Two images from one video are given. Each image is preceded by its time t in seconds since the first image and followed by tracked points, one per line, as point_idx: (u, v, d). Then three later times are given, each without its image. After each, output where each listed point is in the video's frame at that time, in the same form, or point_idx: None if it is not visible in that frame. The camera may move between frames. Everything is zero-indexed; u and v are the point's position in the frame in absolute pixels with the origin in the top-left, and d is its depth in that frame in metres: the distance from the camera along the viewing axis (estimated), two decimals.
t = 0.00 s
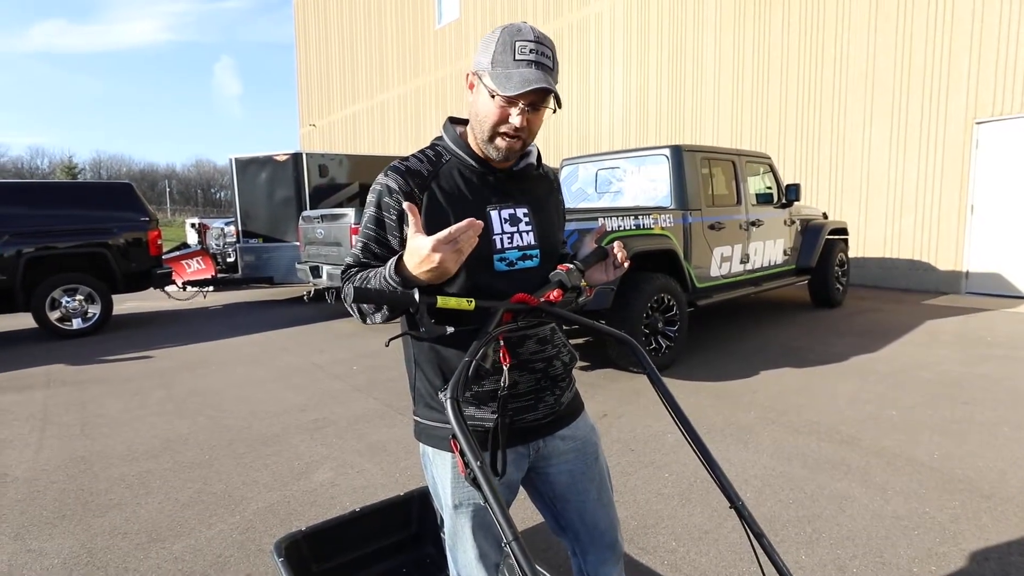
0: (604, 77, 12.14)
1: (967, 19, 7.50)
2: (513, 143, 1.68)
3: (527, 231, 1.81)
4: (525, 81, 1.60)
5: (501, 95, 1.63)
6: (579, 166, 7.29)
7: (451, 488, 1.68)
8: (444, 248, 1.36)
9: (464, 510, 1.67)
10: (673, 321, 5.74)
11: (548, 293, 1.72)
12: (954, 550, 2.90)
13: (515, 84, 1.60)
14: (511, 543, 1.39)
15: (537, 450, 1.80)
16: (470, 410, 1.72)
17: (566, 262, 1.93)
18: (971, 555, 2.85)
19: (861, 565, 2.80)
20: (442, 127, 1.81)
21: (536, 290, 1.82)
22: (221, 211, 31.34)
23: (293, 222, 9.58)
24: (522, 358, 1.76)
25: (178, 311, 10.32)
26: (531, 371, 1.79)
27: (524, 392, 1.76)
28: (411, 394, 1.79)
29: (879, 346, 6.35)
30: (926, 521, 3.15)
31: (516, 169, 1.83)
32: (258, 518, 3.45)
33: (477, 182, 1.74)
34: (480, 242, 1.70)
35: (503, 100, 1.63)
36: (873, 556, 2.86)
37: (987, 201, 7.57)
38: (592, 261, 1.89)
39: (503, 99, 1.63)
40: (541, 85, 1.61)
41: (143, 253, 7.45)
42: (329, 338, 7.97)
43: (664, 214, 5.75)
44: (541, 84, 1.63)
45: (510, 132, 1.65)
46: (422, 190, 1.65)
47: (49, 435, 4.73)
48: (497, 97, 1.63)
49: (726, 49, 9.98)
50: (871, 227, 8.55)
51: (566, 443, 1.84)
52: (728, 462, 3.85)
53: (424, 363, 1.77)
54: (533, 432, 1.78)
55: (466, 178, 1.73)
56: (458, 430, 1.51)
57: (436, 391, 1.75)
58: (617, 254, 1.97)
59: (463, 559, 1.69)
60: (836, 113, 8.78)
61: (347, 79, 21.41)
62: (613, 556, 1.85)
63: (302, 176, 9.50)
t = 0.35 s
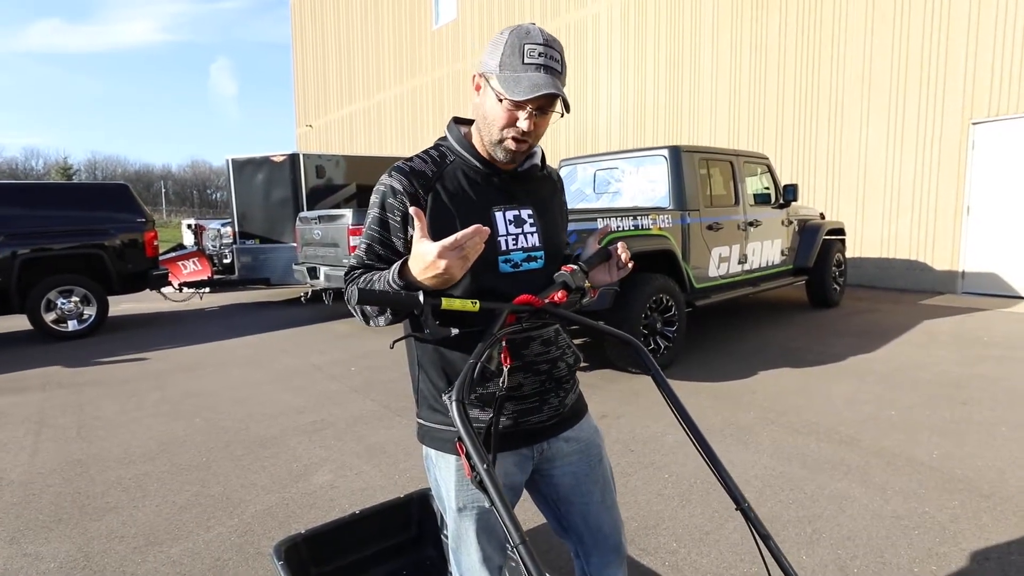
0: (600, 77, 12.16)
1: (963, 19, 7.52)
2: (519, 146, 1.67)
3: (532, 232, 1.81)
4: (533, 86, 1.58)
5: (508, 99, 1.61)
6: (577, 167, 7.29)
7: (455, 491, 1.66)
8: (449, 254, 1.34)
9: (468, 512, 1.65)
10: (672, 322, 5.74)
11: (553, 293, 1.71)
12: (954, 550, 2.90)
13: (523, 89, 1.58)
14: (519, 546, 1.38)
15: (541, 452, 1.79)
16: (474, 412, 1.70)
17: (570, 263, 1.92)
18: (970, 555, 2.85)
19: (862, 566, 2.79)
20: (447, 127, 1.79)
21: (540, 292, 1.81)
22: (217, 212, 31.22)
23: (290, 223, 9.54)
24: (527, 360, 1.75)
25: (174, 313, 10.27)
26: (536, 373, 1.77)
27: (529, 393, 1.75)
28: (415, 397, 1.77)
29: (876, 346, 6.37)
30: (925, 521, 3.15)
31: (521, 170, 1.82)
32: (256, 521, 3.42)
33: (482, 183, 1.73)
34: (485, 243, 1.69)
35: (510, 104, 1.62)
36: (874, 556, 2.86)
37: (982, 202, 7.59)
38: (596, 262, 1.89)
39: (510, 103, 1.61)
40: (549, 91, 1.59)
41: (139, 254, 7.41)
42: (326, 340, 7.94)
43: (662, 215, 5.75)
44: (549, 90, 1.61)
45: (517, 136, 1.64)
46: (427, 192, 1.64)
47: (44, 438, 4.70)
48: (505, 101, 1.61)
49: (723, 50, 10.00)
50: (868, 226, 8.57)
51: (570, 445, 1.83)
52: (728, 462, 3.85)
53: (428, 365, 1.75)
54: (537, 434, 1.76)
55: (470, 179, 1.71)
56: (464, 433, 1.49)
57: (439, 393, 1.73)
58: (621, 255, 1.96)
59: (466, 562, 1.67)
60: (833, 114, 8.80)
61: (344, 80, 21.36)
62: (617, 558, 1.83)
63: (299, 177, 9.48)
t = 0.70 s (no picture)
0: (574, 78, 12.21)
1: (926, 21, 7.72)
2: (507, 145, 1.64)
3: (522, 231, 1.79)
4: (521, 84, 1.56)
5: (496, 96, 1.58)
6: (554, 167, 7.29)
7: (447, 493, 1.64)
8: (443, 254, 1.31)
9: (459, 515, 1.63)
10: (650, 320, 5.78)
11: (545, 292, 1.69)
12: (929, 538, 2.97)
13: (511, 86, 1.56)
14: (519, 548, 1.36)
15: (533, 452, 1.78)
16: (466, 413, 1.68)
17: (560, 262, 1.90)
18: (945, 542, 2.92)
19: (843, 556, 2.84)
20: (435, 126, 1.76)
21: (531, 291, 1.79)
22: (184, 213, 30.53)
23: (262, 225, 9.35)
24: (518, 359, 1.73)
25: (142, 317, 10.00)
26: (527, 372, 1.76)
27: (521, 393, 1.74)
28: (404, 398, 1.74)
29: (848, 341, 6.51)
30: (901, 510, 3.22)
31: (511, 168, 1.80)
32: (235, 529, 3.34)
33: (472, 181, 1.71)
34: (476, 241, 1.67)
35: (498, 101, 1.59)
36: (854, 546, 2.91)
37: (946, 200, 7.82)
38: (585, 260, 1.86)
39: (499, 101, 1.59)
40: (538, 89, 1.57)
41: (106, 258, 7.16)
42: (301, 342, 7.81)
43: (640, 214, 5.79)
44: (538, 88, 1.59)
45: (505, 134, 1.62)
46: (416, 190, 1.61)
47: (7, 449, 4.52)
48: (493, 98, 1.59)
49: (696, 51, 10.12)
50: (837, 224, 8.76)
51: (561, 444, 1.81)
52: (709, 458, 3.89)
53: (417, 366, 1.72)
54: (529, 434, 1.75)
55: (460, 177, 1.69)
56: (461, 434, 1.47)
57: (430, 394, 1.70)
58: (610, 253, 1.95)
59: (458, 565, 1.65)
60: (803, 114, 8.98)
61: (315, 79, 21.08)
62: (608, 557, 1.83)
63: (271, 177, 9.30)
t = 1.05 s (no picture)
0: (557, 73, 12.22)
1: (902, 20, 7.88)
2: (502, 113, 1.63)
3: (525, 222, 1.77)
4: (493, 46, 1.59)
5: (475, 67, 1.61)
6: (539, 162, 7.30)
7: (448, 487, 1.63)
8: (433, 226, 1.25)
9: (460, 508, 1.63)
10: (635, 314, 5.82)
11: (548, 285, 1.67)
12: (911, 525, 3.04)
13: (484, 52, 1.59)
14: (531, 540, 1.38)
15: (533, 445, 1.78)
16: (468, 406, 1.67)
17: (560, 255, 1.88)
18: (926, 529, 3.00)
19: (829, 544, 2.90)
20: (437, 118, 1.75)
21: (534, 283, 1.77)
22: (158, 207, 29.90)
23: (241, 219, 9.18)
24: (520, 352, 1.73)
25: (117, 313, 9.79)
26: (529, 366, 1.75)
27: (523, 387, 1.74)
28: (404, 392, 1.72)
29: (827, 335, 6.63)
30: (883, 499, 3.30)
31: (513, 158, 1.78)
32: (222, 526, 3.29)
33: (475, 171, 1.68)
34: (481, 232, 1.64)
35: (480, 73, 1.62)
36: (839, 534, 2.98)
37: (920, 196, 7.97)
38: (585, 254, 1.83)
39: (480, 72, 1.62)
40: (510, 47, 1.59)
41: (79, 252, 7.00)
42: (283, 338, 7.72)
43: (624, 209, 5.83)
44: (511, 47, 1.61)
45: (496, 103, 1.62)
46: (422, 179, 1.58)
47: None
48: (473, 71, 1.62)
49: (677, 48, 10.19)
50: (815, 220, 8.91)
51: (561, 437, 1.82)
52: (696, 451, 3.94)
53: (418, 360, 1.70)
54: (530, 427, 1.75)
55: (464, 168, 1.66)
56: (470, 427, 1.47)
57: (430, 388, 1.68)
58: (609, 246, 1.94)
59: (457, 558, 1.64)
60: (783, 112, 9.11)
61: (293, 72, 20.78)
62: (604, 549, 1.86)
63: (250, 171, 9.15)
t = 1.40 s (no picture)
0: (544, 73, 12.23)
1: (882, 26, 8.04)
2: (500, 124, 1.64)
3: (524, 222, 1.78)
4: (491, 57, 1.58)
5: (473, 77, 1.61)
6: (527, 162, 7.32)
7: (449, 485, 1.62)
8: (384, 225, 1.29)
9: (461, 506, 1.62)
10: (622, 314, 5.86)
11: (548, 284, 1.69)
12: (894, 521, 3.11)
13: (482, 63, 1.58)
14: (538, 536, 1.42)
15: (533, 443, 1.80)
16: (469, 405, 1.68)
17: (559, 254, 1.89)
18: (908, 525, 3.07)
19: (814, 540, 2.96)
20: (437, 117, 1.75)
21: (533, 283, 1.78)
22: (137, 204, 29.43)
23: (224, 217, 9.10)
24: (520, 350, 1.74)
25: (97, 311, 9.64)
26: (529, 364, 1.77)
27: (523, 385, 1.75)
28: (404, 391, 1.71)
29: (809, 336, 6.74)
30: (867, 496, 3.37)
31: (512, 159, 1.79)
32: (209, 527, 3.25)
33: (475, 172, 1.69)
34: (481, 231, 1.65)
35: (478, 82, 1.61)
36: (825, 531, 3.04)
37: (899, 199, 8.13)
38: (584, 253, 1.85)
39: (478, 81, 1.61)
40: (508, 58, 1.58)
41: (57, 249, 6.88)
42: (267, 337, 7.65)
43: (612, 210, 5.87)
44: (510, 56, 1.59)
45: (494, 112, 1.62)
46: (422, 180, 1.59)
47: None
48: (471, 80, 1.61)
49: (664, 50, 10.26)
50: (798, 222, 9.05)
51: (559, 435, 1.85)
52: (684, 450, 4.00)
53: (419, 359, 1.69)
54: (530, 425, 1.78)
55: (464, 168, 1.67)
56: (477, 425, 1.48)
57: (431, 387, 1.67)
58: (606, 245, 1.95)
59: (457, 556, 1.63)
60: (767, 115, 9.23)
61: (276, 67, 20.54)
62: (601, 546, 1.88)
63: (234, 167, 8.98)
